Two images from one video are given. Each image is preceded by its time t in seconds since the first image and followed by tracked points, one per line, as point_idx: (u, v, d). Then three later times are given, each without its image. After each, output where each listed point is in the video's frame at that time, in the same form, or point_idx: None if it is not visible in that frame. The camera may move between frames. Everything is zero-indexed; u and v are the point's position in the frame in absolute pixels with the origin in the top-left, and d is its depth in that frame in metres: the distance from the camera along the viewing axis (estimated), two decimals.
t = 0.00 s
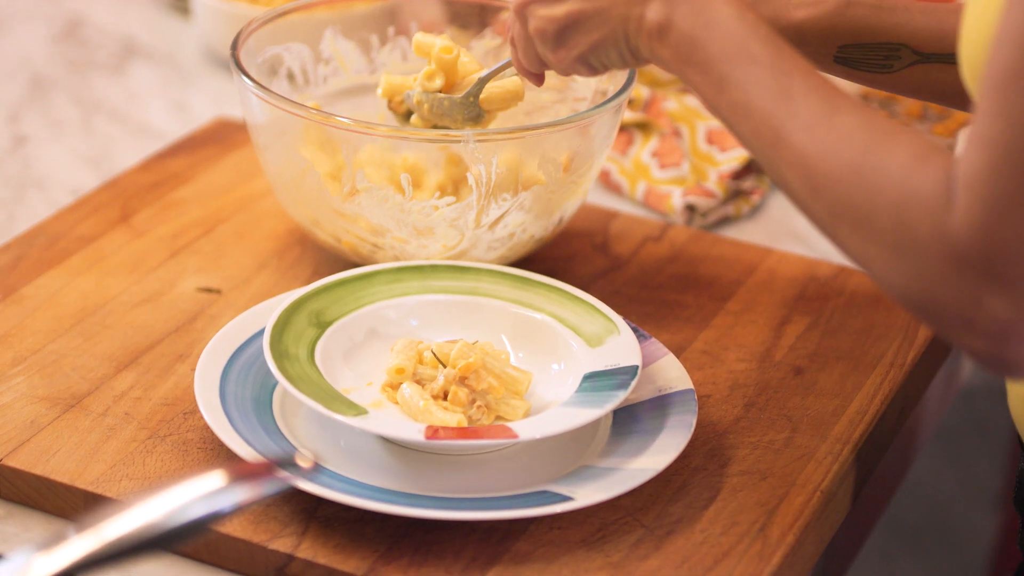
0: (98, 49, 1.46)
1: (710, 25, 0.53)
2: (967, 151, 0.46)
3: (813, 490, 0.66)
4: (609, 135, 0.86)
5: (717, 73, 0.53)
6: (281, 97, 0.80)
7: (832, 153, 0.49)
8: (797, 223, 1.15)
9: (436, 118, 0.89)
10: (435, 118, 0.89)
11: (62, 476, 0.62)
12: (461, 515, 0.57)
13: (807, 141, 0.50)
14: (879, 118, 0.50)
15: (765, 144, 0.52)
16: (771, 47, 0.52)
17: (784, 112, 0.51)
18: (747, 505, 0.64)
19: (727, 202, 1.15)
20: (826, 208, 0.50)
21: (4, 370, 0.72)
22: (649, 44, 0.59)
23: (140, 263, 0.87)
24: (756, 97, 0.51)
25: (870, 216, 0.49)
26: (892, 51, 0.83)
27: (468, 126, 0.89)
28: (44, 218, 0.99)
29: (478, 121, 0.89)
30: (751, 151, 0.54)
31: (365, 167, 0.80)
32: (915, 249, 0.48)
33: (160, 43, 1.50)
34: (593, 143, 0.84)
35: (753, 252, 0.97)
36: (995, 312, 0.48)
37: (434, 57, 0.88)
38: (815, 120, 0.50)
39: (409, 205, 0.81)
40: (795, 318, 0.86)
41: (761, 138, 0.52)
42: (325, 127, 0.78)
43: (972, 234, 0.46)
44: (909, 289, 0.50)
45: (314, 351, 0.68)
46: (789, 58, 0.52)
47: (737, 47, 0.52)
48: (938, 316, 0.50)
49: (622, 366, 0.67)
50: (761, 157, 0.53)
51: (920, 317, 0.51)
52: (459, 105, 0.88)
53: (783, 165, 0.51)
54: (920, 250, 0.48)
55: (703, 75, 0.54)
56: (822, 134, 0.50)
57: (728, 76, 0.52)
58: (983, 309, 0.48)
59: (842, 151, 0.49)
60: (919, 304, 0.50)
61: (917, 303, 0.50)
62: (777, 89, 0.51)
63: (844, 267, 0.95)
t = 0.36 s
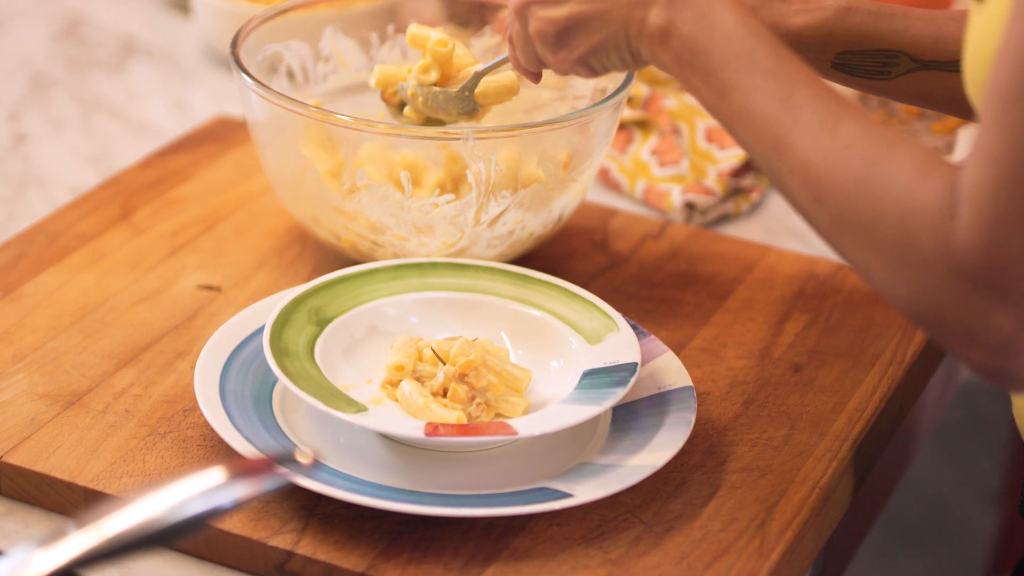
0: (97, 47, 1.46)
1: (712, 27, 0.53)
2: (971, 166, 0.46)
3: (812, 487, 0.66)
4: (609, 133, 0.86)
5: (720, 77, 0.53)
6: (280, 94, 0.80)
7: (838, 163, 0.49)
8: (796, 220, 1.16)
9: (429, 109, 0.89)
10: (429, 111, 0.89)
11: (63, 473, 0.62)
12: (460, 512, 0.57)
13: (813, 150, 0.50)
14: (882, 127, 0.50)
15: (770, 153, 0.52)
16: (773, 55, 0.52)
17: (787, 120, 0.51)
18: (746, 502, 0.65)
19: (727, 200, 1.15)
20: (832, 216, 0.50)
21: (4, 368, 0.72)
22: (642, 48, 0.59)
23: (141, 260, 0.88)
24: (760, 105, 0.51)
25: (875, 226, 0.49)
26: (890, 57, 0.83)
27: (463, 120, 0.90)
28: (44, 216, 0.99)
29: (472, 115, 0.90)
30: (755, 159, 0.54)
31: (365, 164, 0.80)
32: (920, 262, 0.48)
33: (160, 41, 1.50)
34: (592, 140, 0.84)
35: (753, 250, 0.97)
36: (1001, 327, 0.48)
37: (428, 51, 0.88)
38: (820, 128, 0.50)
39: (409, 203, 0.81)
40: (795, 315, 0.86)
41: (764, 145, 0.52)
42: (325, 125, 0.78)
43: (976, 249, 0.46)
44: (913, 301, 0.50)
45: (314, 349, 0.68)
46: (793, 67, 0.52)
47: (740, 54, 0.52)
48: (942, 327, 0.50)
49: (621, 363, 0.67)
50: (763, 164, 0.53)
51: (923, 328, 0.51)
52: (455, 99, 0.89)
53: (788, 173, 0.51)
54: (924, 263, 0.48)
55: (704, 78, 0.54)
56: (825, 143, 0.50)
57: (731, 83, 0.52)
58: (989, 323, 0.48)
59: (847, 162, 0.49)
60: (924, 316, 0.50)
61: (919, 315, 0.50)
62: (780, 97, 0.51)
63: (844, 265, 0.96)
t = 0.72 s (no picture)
0: (97, 47, 1.46)
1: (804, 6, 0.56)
2: None
3: (811, 485, 0.66)
4: (609, 131, 0.86)
5: (806, 53, 0.56)
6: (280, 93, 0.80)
7: (937, 151, 0.54)
8: (796, 219, 1.16)
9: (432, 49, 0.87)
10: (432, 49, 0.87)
11: (63, 472, 0.62)
12: (460, 511, 0.57)
13: (911, 134, 0.54)
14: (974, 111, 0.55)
15: (862, 133, 0.55)
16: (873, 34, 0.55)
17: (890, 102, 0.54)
18: (745, 501, 0.65)
19: (726, 200, 1.16)
20: (919, 195, 0.55)
21: (4, 367, 0.72)
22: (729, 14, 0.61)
23: (141, 259, 0.88)
24: (857, 81, 0.55)
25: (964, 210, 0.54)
26: (905, 18, 0.91)
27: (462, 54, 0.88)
28: (45, 215, 0.99)
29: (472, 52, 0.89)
30: (838, 134, 0.57)
31: (365, 163, 0.80)
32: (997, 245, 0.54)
33: (161, 41, 1.50)
34: (592, 139, 0.85)
35: (752, 248, 0.97)
36: None
37: None
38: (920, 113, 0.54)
39: (408, 202, 0.82)
40: (795, 314, 0.87)
41: (853, 119, 0.55)
42: (325, 124, 0.78)
43: None
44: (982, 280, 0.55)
45: (313, 348, 0.68)
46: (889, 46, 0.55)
47: (838, 30, 0.55)
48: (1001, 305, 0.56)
49: (620, 362, 0.67)
50: (850, 140, 0.57)
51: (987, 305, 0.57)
52: (459, 35, 0.87)
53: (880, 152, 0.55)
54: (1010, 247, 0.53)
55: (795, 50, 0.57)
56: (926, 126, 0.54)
57: (827, 61, 0.55)
58: None
59: (947, 148, 0.53)
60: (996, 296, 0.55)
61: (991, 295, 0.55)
62: (883, 75, 0.54)
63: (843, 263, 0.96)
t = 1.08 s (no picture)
0: (97, 46, 1.46)
1: (847, 133, 0.53)
2: None
3: (811, 483, 0.66)
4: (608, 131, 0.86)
5: (860, 183, 0.53)
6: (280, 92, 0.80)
7: None
8: (796, 218, 1.16)
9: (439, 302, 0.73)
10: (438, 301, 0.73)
11: (63, 470, 0.62)
12: (459, 509, 0.57)
13: (983, 232, 0.53)
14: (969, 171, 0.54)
15: (929, 241, 0.53)
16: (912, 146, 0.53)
17: (958, 205, 0.53)
18: (745, 499, 0.65)
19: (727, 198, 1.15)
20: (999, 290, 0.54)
21: (4, 365, 0.72)
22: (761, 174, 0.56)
23: (142, 258, 0.88)
24: (866, 167, 0.53)
25: None
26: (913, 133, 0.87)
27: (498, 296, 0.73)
28: (44, 214, 0.99)
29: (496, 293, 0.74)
30: (866, 229, 0.56)
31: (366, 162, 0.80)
32: None
33: (160, 40, 1.50)
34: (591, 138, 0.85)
35: (752, 247, 0.97)
36: None
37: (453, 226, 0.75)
38: (985, 206, 0.53)
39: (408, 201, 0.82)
40: (795, 313, 0.87)
41: (865, 201, 0.54)
42: (325, 122, 0.78)
43: None
44: None
45: (313, 347, 0.68)
46: (935, 150, 0.54)
47: (883, 147, 0.53)
48: None
49: (621, 360, 0.67)
50: (879, 234, 0.55)
51: None
52: (489, 277, 0.72)
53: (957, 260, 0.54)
54: None
55: (815, 165, 0.54)
56: (945, 202, 0.53)
57: (887, 185, 0.53)
58: None
59: None
60: None
61: None
62: (890, 157, 0.53)
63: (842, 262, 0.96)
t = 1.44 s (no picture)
0: (96, 46, 1.46)
1: (760, 137, 0.50)
2: None
3: (810, 483, 0.66)
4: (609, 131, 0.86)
5: (762, 178, 0.50)
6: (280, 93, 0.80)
7: (955, 269, 0.47)
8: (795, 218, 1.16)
9: (435, 385, 0.65)
10: (435, 384, 0.65)
11: (63, 470, 0.62)
12: (459, 508, 0.57)
13: (905, 255, 0.47)
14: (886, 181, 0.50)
15: (852, 266, 0.48)
16: (832, 165, 0.49)
17: (876, 224, 0.48)
18: (744, 499, 0.65)
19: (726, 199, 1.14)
20: (929, 318, 0.48)
21: (3, 365, 0.72)
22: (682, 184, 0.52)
23: (141, 258, 0.88)
24: (767, 156, 0.50)
25: (1003, 308, 0.46)
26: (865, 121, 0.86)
27: (478, 374, 0.65)
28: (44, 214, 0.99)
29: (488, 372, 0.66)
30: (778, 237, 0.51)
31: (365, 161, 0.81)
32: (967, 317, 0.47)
33: (160, 40, 1.50)
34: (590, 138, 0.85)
35: (751, 247, 0.97)
36: None
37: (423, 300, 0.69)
38: (908, 227, 0.48)
39: (408, 201, 0.82)
40: (794, 313, 0.87)
41: (760, 192, 0.50)
42: (326, 122, 0.78)
43: None
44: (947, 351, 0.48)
45: (313, 347, 0.68)
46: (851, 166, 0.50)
47: (784, 150, 0.50)
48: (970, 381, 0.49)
49: (620, 360, 0.67)
50: (789, 239, 0.51)
51: None
52: (464, 343, 0.65)
53: (882, 288, 0.48)
54: None
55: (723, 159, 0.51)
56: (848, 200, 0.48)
57: (804, 202, 0.49)
58: None
59: (929, 242, 0.47)
60: None
61: None
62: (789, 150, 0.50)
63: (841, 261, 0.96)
